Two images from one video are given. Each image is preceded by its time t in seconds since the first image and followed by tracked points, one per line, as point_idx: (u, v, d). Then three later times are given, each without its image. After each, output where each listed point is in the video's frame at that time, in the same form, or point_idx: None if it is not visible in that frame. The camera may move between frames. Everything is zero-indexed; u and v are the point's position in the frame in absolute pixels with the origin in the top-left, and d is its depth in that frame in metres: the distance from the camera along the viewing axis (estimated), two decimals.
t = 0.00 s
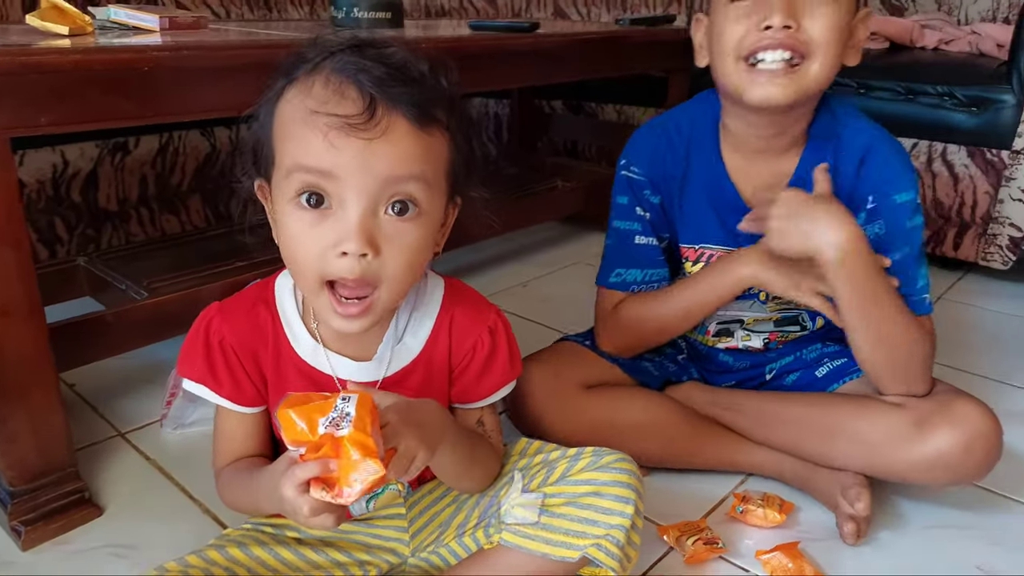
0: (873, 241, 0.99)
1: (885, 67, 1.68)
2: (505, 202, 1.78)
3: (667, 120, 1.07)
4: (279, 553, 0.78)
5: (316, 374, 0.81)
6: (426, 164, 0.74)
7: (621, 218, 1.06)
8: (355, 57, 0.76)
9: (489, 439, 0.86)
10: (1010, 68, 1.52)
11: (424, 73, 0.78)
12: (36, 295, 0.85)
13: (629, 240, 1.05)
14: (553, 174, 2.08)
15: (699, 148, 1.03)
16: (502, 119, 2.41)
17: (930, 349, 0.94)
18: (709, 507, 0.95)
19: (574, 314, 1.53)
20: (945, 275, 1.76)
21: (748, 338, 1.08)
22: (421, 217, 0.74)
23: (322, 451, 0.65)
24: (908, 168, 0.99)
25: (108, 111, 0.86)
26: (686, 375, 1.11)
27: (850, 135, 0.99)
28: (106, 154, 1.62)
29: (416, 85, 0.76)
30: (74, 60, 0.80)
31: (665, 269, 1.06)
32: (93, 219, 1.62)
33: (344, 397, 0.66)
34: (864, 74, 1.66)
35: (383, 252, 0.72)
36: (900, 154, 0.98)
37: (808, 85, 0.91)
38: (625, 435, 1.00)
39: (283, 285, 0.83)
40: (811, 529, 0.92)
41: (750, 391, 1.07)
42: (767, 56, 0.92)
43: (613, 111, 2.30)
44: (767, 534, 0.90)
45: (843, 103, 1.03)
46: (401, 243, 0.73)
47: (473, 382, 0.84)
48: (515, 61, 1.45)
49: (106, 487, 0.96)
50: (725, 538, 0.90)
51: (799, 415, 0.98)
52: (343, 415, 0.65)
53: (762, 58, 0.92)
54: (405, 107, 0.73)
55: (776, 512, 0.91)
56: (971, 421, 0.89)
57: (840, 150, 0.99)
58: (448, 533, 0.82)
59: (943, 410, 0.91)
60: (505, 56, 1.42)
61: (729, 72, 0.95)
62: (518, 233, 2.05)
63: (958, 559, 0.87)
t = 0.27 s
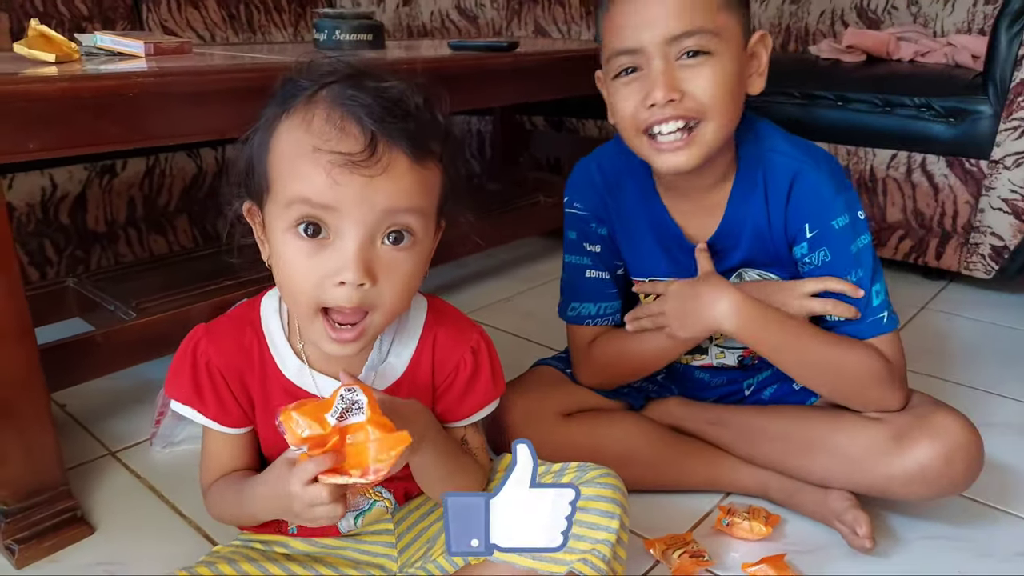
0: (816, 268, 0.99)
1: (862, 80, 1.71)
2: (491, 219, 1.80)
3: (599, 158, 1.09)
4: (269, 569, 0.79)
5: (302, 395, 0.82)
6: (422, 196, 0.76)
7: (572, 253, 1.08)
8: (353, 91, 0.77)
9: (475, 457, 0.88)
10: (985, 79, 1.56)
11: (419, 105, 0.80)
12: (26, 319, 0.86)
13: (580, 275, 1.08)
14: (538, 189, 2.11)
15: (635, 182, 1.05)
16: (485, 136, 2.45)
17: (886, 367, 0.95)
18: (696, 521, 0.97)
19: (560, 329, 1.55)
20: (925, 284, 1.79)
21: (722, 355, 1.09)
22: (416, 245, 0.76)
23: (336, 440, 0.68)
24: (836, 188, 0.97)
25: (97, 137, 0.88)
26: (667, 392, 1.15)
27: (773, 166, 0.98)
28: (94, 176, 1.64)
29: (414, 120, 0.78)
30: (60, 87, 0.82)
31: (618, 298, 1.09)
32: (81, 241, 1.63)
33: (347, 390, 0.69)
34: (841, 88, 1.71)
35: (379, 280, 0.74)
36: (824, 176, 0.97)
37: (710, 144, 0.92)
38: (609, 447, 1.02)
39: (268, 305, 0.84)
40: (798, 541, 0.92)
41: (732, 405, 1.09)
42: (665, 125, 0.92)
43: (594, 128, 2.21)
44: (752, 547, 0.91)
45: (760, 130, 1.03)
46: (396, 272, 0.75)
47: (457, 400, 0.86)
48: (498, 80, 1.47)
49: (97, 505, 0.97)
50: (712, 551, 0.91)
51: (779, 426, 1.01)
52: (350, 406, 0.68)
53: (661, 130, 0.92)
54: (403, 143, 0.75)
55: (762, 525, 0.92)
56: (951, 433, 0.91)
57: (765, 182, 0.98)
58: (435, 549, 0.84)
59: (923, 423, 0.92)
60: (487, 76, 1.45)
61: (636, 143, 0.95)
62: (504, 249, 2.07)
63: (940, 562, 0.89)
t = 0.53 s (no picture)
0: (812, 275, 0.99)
1: (861, 86, 1.72)
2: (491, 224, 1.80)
3: (593, 172, 1.09)
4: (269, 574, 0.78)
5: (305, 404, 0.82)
6: (426, 200, 0.77)
7: (572, 265, 1.08)
8: (355, 97, 0.78)
9: (476, 465, 0.88)
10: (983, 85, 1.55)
11: (421, 111, 0.80)
12: (26, 326, 0.86)
13: (580, 286, 1.07)
14: (539, 195, 2.11)
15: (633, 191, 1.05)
16: (485, 142, 2.46)
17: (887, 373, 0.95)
18: (695, 525, 0.97)
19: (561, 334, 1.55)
20: (925, 289, 1.79)
21: (721, 362, 1.09)
22: (421, 249, 0.77)
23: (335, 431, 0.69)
24: (830, 194, 0.97)
25: (97, 143, 0.88)
26: (668, 397, 1.15)
27: (768, 174, 0.99)
28: (95, 182, 1.64)
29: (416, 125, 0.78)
30: (60, 94, 0.83)
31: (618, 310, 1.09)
32: (82, 247, 1.63)
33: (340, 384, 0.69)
34: (841, 93, 1.71)
35: (385, 284, 0.74)
36: (820, 184, 0.97)
37: (695, 167, 0.94)
38: (608, 452, 1.02)
39: (271, 313, 0.84)
40: (797, 545, 0.92)
41: (732, 410, 1.10)
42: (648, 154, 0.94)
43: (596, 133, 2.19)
44: (752, 550, 0.91)
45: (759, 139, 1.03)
46: (402, 276, 0.75)
47: (460, 409, 0.86)
48: (498, 87, 1.48)
49: (98, 511, 0.97)
50: (711, 555, 0.91)
51: (778, 430, 1.01)
52: (346, 400, 0.68)
53: (643, 163, 0.93)
54: (407, 147, 0.76)
55: (761, 529, 0.92)
56: (948, 439, 0.91)
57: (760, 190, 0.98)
58: (437, 554, 0.83)
59: (921, 428, 0.92)
60: (487, 82, 1.45)
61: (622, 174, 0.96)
62: (504, 254, 2.08)
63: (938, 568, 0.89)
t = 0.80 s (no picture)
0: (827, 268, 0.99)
1: (861, 88, 1.72)
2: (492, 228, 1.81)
3: (609, 170, 1.09)
4: None
5: (306, 416, 0.82)
6: (412, 172, 0.77)
7: (586, 262, 1.07)
8: (337, 84, 0.81)
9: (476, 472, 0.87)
10: (982, 87, 1.56)
11: (402, 96, 0.82)
12: (27, 329, 0.86)
13: (592, 283, 1.07)
14: (539, 197, 2.11)
15: (653, 184, 1.05)
16: (486, 145, 2.46)
17: (895, 373, 0.95)
18: (695, 528, 0.97)
19: (562, 336, 1.55)
20: (926, 292, 1.79)
21: (727, 362, 1.10)
22: (410, 223, 0.76)
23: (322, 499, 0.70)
24: (852, 190, 0.97)
25: (97, 147, 0.88)
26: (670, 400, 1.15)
27: (791, 167, 0.99)
28: (95, 186, 1.64)
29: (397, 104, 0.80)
30: (59, 99, 0.83)
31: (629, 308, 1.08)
32: (82, 251, 1.64)
33: (331, 465, 0.68)
34: (841, 97, 1.71)
35: (375, 255, 0.73)
36: (843, 178, 0.98)
37: (727, 141, 0.93)
38: (609, 455, 1.02)
39: (270, 324, 0.84)
40: (797, 548, 0.92)
41: (734, 412, 1.10)
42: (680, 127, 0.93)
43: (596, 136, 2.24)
44: (752, 554, 0.91)
45: (784, 134, 1.04)
46: (392, 246, 0.74)
47: (462, 418, 0.86)
48: (499, 90, 1.48)
49: (99, 515, 0.97)
50: (712, 559, 0.91)
51: (779, 433, 1.01)
52: (333, 481, 0.69)
53: (675, 138, 0.93)
54: (388, 118, 0.77)
55: (761, 532, 0.92)
56: (951, 440, 0.90)
57: (782, 183, 0.99)
58: (437, 560, 0.84)
59: (922, 428, 0.92)
60: (487, 85, 1.45)
61: (650, 151, 0.96)
62: (504, 257, 2.08)
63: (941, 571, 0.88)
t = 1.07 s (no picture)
0: (835, 280, 0.99)
1: (859, 104, 1.73)
2: (491, 241, 1.81)
3: (622, 182, 1.09)
4: None
5: (301, 431, 0.82)
6: (394, 174, 0.77)
7: (594, 275, 1.07)
8: (318, 98, 0.82)
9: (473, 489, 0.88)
10: (977, 105, 1.56)
11: (382, 107, 0.84)
12: (26, 341, 0.86)
13: (599, 297, 1.07)
14: (538, 211, 2.12)
15: (668, 197, 1.05)
16: (485, 158, 2.47)
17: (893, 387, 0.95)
18: (694, 544, 0.96)
19: (561, 350, 1.55)
20: (924, 307, 1.79)
21: (727, 377, 1.09)
22: (397, 224, 0.76)
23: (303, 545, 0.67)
24: (864, 205, 0.98)
25: (99, 159, 0.89)
26: (668, 415, 1.14)
27: (806, 179, 0.99)
28: (95, 198, 1.65)
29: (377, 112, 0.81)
30: (62, 111, 0.83)
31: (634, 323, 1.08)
32: (82, 263, 1.64)
33: (295, 518, 0.65)
34: (839, 113, 1.72)
35: (362, 255, 0.73)
36: (856, 193, 0.98)
37: (748, 142, 0.92)
38: (607, 469, 1.01)
39: (264, 340, 0.84)
40: (796, 564, 0.92)
41: (732, 427, 1.09)
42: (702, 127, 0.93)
43: (596, 150, 2.33)
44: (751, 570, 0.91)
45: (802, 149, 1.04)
46: (378, 246, 0.74)
47: (459, 433, 0.86)
48: (498, 104, 1.49)
49: (94, 528, 0.96)
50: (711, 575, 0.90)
51: (776, 448, 1.01)
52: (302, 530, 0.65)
53: (698, 134, 0.93)
54: (370, 122, 0.78)
55: (759, 548, 0.91)
56: (945, 458, 0.89)
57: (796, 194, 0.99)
58: None
59: (917, 445, 0.92)
60: (487, 100, 1.46)
61: (673, 152, 0.96)
62: (502, 270, 2.08)
63: None
